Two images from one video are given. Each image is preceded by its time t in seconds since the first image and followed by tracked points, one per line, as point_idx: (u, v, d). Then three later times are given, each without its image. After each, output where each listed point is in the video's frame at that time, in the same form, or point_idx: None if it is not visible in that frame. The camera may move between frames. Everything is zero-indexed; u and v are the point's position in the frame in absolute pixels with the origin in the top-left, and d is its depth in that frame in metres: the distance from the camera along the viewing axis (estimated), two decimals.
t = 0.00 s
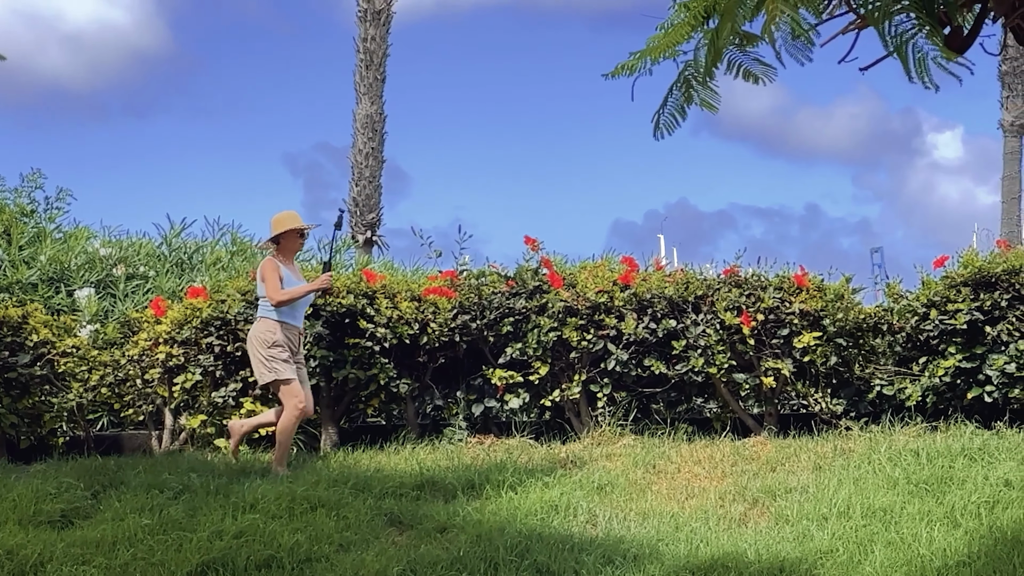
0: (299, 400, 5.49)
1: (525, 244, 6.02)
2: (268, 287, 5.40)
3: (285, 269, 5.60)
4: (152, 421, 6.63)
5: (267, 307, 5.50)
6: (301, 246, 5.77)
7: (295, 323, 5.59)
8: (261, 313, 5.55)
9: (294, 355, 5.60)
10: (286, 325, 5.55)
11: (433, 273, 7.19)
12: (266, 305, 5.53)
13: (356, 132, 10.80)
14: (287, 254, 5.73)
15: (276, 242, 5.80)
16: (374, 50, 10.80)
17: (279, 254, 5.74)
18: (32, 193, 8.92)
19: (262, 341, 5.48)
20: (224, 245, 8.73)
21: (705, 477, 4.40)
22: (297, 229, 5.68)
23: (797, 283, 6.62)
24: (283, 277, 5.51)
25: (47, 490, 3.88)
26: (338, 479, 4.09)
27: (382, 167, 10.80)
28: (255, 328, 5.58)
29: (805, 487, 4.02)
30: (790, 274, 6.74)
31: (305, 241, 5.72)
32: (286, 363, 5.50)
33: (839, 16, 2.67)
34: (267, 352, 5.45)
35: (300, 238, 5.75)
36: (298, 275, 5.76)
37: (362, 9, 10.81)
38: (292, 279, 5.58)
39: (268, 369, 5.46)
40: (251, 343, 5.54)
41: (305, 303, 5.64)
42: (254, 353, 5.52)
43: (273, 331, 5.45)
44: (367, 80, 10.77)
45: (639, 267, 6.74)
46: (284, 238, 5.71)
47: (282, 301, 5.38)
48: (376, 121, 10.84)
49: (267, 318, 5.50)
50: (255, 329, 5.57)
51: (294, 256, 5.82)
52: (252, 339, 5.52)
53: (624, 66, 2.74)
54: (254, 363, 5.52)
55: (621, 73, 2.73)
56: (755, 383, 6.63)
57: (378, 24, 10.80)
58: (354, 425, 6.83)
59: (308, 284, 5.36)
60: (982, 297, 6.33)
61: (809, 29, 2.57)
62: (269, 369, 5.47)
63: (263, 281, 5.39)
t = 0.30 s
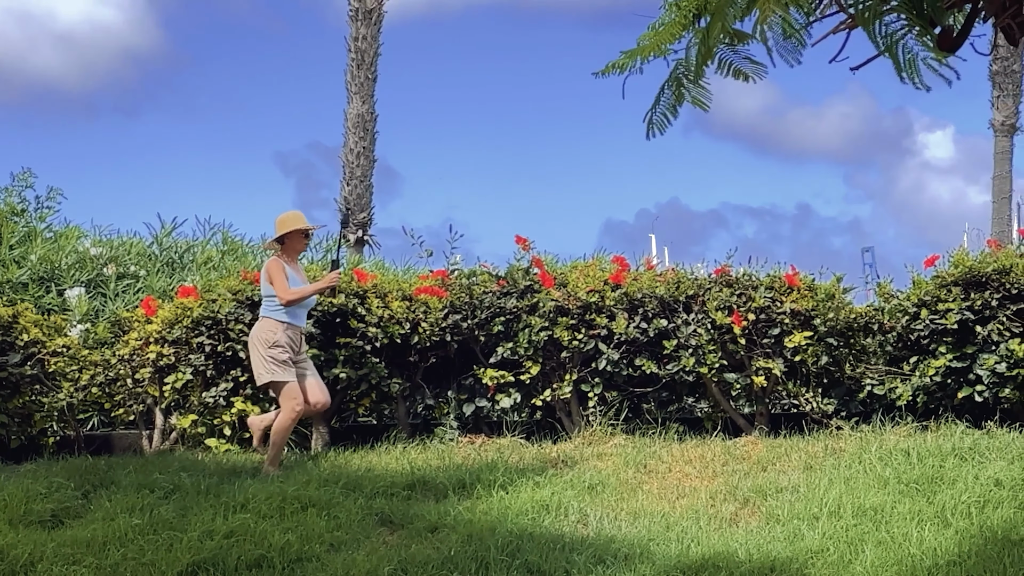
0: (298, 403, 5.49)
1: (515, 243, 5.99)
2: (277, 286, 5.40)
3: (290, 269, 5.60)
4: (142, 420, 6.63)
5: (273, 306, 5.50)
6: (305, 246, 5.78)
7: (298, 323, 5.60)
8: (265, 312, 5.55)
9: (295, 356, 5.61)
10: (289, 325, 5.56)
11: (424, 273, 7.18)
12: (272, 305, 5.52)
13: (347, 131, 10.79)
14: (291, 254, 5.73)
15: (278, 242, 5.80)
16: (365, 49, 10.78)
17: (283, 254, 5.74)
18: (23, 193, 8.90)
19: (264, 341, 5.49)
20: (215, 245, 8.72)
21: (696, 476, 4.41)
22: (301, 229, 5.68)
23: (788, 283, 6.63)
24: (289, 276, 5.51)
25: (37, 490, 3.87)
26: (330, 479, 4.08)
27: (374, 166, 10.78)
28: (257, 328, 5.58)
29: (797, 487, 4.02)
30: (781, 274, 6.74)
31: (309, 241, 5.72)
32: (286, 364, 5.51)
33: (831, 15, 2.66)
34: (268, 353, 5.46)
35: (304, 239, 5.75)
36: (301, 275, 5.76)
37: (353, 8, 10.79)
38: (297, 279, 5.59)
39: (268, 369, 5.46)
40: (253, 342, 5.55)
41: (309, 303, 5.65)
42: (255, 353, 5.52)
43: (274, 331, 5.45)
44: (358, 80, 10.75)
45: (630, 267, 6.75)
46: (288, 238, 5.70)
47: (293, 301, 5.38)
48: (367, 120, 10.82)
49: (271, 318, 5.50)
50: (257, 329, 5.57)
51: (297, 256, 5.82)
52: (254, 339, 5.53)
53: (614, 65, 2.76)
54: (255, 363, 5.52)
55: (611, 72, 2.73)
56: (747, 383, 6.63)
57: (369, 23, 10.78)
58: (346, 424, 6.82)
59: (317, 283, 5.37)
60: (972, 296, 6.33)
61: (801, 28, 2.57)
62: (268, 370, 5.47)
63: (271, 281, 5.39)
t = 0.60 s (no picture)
0: (294, 404, 5.48)
1: (505, 243, 6.03)
2: (283, 285, 5.42)
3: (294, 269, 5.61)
4: (132, 421, 6.62)
5: (278, 306, 5.50)
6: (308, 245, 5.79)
7: (301, 323, 5.61)
8: (267, 312, 5.55)
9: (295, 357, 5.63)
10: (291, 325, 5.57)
11: (415, 273, 7.18)
12: (275, 305, 5.52)
13: (338, 132, 10.77)
14: (294, 255, 5.74)
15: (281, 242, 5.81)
16: (356, 49, 10.76)
17: (286, 254, 5.75)
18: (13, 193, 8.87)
19: (266, 341, 5.49)
20: (205, 245, 8.71)
21: (687, 477, 4.41)
22: (305, 229, 5.69)
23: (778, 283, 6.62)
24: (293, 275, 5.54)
25: (27, 491, 3.87)
26: (319, 480, 4.07)
27: (364, 167, 10.77)
28: (258, 328, 5.59)
29: (786, 487, 4.02)
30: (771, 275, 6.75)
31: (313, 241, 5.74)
32: (286, 366, 5.52)
33: (821, 17, 2.67)
34: (269, 353, 5.47)
35: (308, 238, 5.76)
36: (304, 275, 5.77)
37: (343, 8, 10.78)
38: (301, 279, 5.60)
39: (268, 370, 5.47)
40: (254, 342, 5.55)
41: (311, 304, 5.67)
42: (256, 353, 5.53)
43: (276, 332, 5.47)
44: (349, 80, 10.73)
45: (620, 268, 6.75)
46: (291, 238, 5.72)
47: (300, 298, 5.41)
48: (358, 120, 10.80)
49: (273, 318, 5.51)
50: (259, 329, 5.57)
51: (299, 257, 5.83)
52: (256, 339, 5.54)
53: (604, 66, 2.78)
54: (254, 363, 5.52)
55: (600, 72, 2.77)
56: (737, 383, 6.64)
57: (360, 24, 10.77)
58: (336, 425, 6.77)
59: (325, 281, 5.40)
60: (962, 298, 6.34)
61: (791, 29, 2.55)
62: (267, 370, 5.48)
63: (277, 280, 5.41)
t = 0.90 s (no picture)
0: (288, 407, 5.47)
1: (496, 245, 6.08)
2: (288, 283, 5.44)
3: (298, 267, 5.65)
4: (122, 424, 6.62)
5: (282, 305, 5.52)
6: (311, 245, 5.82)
7: (304, 323, 5.63)
8: (271, 312, 5.57)
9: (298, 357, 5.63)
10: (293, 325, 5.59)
11: (405, 275, 7.17)
12: (280, 305, 5.55)
13: (328, 134, 10.76)
14: (298, 254, 5.77)
15: (284, 242, 5.84)
16: (345, 51, 10.78)
17: (289, 254, 5.77)
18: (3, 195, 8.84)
19: (267, 341, 5.52)
20: (195, 247, 8.70)
21: (677, 479, 4.41)
22: (308, 228, 5.72)
23: (768, 286, 6.64)
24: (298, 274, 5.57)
25: (16, 493, 3.86)
26: (310, 482, 4.07)
27: (355, 169, 10.76)
28: (261, 327, 5.62)
29: (777, 490, 4.03)
30: (761, 277, 6.76)
31: (316, 240, 5.77)
32: (286, 367, 5.52)
33: (811, 19, 2.66)
34: (269, 353, 5.49)
35: (311, 238, 5.80)
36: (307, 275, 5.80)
37: (333, 11, 10.80)
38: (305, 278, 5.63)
39: (266, 370, 5.48)
40: (256, 341, 5.58)
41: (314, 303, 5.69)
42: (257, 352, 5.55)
43: (277, 331, 5.49)
44: (339, 82, 10.74)
45: (611, 270, 6.75)
46: (294, 237, 5.75)
47: (307, 295, 5.44)
48: (348, 123, 10.80)
49: (276, 318, 5.54)
50: (262, 329, 5.60)
51: (302, 257, 5.86)
52: (259, 337, 5.57)
53: (595, 67, 2.79)
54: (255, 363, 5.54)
55: (591, 74, 2.77)
56: (727, 386, 6.62)
57: (350, 26, 10.79)
58: (326, 427, 6.74)
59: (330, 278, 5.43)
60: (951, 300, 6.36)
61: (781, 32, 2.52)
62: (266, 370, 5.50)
63: (283, 278, 5.44)
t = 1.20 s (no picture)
0: (280, 409, 5.47)
1: (487, 248, 6.09)
2: (294, 280, 5.42)
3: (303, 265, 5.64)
4: (112, 426, 6.63)
5: (287, 304, 5.50)
6: (315, 243, 5.86)
7: (309, 321, 5.60)
8: (276, 311, 5.55)
9: (302, 357, 5.61)
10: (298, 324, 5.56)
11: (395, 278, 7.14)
12: (285, 303, 5.52)
13: (319, 137, 10.75)
14: (302, 252, 5.80)
15: (288, 242, 5.87)
16: (336, 55, 10.79)
17: (294, 252, 5.80)
18: None
19: (271, 341, 5.50)
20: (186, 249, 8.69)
21: (667, 482, 4.41)
22: (312, 226, 5.77)
23: (758, 288, 6.66)
24: (304, 271, 5.54)
25: (6, 497, 3.87)
26: (300, 485, 4.07)
27: (346, 172, 10.76)
28: (266, 326, 5.60)
29: (767, 492, 4.03)
30: (752, 280, 6.77)
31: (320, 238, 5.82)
32: (287, 367, 5.50)
33: (800, 23, 2.66)
34: (272, 353, 5.47)
35: (315, 236, 5.84)
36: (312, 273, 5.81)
37: (324, 14, 10.81)
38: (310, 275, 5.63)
39: (267, 371, 5.47)
40: (261, 340, 5.57)
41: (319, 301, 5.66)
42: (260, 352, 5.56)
43: (281, 332, 5.47)
44: (330, 85, 10.75)
45: (601, 272, 6.75)
46: (299, 235, 5.79)
47: (313, 293, 5.41)
48: (339, 126, 10.79)
49: (281, 317, 5.51)
50: (267, 328, 5.58)
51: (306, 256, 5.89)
52: (264, 337, 5.55)
53: (585, 71, 2.79)
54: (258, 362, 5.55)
55: (581, 77, 2.78)
56: (718, 389, 6.65)
57: (341, 29, 10.81)
58: (317, 430, 6.75)
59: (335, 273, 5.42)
60: (942, 303, 6.36)
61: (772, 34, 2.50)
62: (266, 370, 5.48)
63: (289, 276, 5.41)
